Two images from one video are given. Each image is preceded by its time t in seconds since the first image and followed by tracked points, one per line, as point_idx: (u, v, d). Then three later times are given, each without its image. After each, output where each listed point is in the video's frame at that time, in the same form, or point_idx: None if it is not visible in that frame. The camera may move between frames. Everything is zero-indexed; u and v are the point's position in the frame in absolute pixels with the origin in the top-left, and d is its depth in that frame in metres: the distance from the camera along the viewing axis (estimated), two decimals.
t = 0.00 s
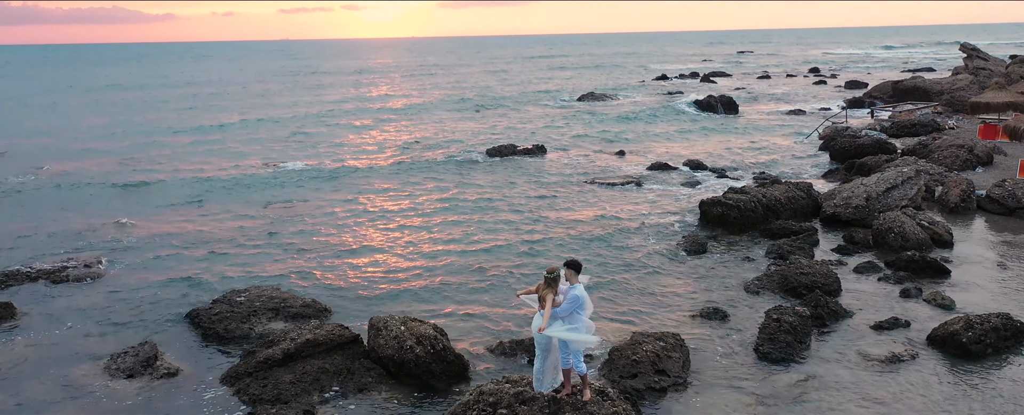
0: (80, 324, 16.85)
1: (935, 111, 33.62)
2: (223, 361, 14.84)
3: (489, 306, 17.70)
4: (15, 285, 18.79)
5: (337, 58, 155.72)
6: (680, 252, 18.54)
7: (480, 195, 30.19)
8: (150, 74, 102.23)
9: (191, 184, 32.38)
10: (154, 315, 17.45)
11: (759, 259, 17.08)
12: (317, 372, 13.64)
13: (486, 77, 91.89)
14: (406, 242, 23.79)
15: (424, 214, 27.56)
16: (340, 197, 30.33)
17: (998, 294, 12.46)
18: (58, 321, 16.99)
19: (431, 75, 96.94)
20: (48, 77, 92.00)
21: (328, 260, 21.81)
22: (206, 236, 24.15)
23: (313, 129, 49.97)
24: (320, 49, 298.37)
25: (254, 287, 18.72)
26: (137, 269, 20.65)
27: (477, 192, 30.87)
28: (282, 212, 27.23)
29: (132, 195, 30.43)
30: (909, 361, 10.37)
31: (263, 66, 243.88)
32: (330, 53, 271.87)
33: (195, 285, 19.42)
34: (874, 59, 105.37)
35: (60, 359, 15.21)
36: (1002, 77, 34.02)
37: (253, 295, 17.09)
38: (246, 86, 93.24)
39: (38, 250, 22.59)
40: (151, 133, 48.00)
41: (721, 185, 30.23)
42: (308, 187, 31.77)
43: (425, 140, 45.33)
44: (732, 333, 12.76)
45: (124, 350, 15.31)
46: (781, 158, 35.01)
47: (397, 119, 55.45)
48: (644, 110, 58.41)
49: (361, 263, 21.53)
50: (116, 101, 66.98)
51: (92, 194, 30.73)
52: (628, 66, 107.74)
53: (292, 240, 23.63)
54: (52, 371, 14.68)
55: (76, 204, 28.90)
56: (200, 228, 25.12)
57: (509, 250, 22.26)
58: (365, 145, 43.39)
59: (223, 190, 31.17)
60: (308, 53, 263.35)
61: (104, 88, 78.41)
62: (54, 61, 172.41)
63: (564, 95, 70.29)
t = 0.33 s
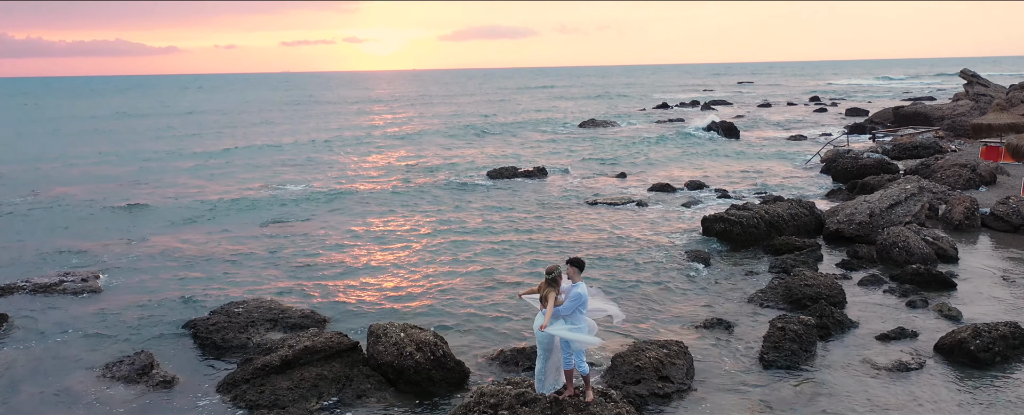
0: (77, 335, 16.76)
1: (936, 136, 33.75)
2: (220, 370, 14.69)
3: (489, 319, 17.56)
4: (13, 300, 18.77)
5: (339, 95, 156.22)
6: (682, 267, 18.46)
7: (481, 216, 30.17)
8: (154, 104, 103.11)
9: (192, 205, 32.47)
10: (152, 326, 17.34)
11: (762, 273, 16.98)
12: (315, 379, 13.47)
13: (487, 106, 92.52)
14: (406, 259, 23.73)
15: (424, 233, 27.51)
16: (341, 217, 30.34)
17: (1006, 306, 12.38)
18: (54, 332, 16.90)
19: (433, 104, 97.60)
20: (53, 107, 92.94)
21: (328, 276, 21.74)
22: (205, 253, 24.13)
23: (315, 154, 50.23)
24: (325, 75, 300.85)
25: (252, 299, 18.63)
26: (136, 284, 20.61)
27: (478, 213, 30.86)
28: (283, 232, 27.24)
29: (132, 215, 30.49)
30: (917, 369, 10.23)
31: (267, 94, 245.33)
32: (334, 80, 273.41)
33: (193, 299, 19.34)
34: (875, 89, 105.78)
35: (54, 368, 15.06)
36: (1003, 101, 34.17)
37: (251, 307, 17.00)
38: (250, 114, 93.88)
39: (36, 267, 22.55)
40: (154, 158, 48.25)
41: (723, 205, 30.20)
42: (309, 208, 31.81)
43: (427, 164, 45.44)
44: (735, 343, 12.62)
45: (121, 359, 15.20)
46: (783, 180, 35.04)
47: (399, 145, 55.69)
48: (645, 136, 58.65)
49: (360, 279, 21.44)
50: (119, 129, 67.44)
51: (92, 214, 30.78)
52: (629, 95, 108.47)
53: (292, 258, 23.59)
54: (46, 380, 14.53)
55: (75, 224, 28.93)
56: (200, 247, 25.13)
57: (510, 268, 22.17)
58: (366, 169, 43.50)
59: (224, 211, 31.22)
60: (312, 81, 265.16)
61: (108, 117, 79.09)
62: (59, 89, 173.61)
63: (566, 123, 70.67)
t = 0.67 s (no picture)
0: (72, 344, 16.64)
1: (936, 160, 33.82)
2: (216, 378, 14.52)
3: (489, 333, 17.43)
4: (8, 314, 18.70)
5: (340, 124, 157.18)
6: (684, 282, 18.34)
7: (480, 236, 30.11)
8: (156, 133, 103.74)
9: (191, 226, 32.45)
10: (148, 336, 17.22)
11: (764, 288, 16.87)
12: (312, 385, 13.28)
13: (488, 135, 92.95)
14: (405, 277, 23.63)
15: (423, 253, 27.44)
16: (340, 238, 30.32)
17: (1011, 318, 12.30)
18: (49, 342, 16.80)
19: (435, 133, 98.06)
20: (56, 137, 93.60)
21: (326, 292, 21.63)
22: (203, 271, 24.07)
23: (315, 179, 50.37)
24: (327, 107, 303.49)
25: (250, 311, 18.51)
26: (133, 299, 20.53)
27: (478, 233, 30.78)
28: (282, 251, 27.18)
29: (131, 235, 30.46)
30: (924, 377, 10.10)
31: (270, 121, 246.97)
32: (336, 107, 275.25)
33: (190, 312, 19.23)
34: (876, 119, 106.44)
35: (49, 377, 14.91)
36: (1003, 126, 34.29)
37: (248, 318, 16.86)
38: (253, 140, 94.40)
39: (35, 284, 22.49)
40: (154, 183, 48.35)
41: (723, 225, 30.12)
42: (308, 229, 31.78)
43: (428, 187, 45.52)
44: (738, 353, 12.49)
45: (116, 367, 15.06)
46: (783, 203, 35.02)
47: (401, 171, 55.88)
48: (645, 162, 58.78)
49: (359, 295, 21.33)
50: (121, 156, 67.68)
51: (91, 235, 30.79)
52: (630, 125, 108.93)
53: (290, 275, 23.51)
54: (40, 387, 14.39)
55: (74, 244, 28.90)
56: (198, 264, 25.08)
57: (509, 285, 22.04)
58: (366, 193, 43.56)
59: (222, 231, 31.22)
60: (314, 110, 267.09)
61: (110, 146, 79.41)
62: (62, 118, 174.71)
63: (566, 150, 70.88)
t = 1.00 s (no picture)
0: (65, 355, 16.53)
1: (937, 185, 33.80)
2: (210, 385, 14.36)
3: (487, 347, 17.28)
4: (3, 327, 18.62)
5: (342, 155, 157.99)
6: (685, 296, 18.21)
7: (479, 257, 30.03)
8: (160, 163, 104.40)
9: (190, 247, 32.46)
10: (143, 348, 17.10)
11: (766, 303, 16.73)
12: (308, 391, 13.10)
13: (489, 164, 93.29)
14: (403, 295, 23.53)
15: (422, 272, 27.34)
16: (338, 258, 30.26)
17: (1015, 331, 12.19)
18: (43, 353, 16.69)
19: (436, 162, 98.43)
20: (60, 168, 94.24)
21: (324, 309, 21.52)
22: (200, 289, 24.03)
23: (315, 204, 50.47)
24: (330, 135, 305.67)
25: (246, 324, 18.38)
26: (129, 314, 20.43)
27: (478, 253, 30.71)
28: (279, 270, 27.14)
29: (130, 256, 30.47)
30: (928, 385, 10.00)
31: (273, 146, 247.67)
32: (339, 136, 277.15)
33: (186, 326, 19.13)
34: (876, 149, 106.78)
35: (42, 383, 14.78)
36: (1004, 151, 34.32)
37: (244, 329, 16.71)
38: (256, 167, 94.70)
39: (32, 300, 22.44)
40: (154, 209, 48.48)
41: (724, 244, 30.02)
42: (306, 250, 31.76)
43: (429, 211, 45.56)
44: (738, 364, 12.35)
45: (110, 376, 14.94)
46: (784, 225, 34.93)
47: (402, 196, 56.00)
48: (646, 188, 58.85)
49: (356, 312, 21.20)
50: (122, 184, 67.96)
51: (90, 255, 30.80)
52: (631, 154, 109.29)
53: (287, 293, 23.43)
54: (32, 394, 14.25)
55: (72, 263, 28.87)
56: (195, 283, 25.03)
57: (508, 302, 21.91)
58: (366, 217, 43.59)
59: (221, 252, 31.24)
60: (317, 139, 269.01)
61: (112, 174, 79.70)
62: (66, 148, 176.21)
63: (567, 177, 71.04)
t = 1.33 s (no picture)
0: (60, 366, 16.40)
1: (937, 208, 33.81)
2: (206, 390, 14.22)
3: (485, 359, 17.16)
4: None
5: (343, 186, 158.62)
6: (685, 310, 18.08)
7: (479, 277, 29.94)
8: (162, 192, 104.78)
9: (189, 268, 32.42)
10: (138, 359, 16.97)
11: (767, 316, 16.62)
12: (304, 395, 12.94)
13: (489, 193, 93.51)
14: (402, 312, 23.42)
15: (421, 291, 27.26)
16: (338, 277, 30.20)
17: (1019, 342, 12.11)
18: (37, 364, 16.57)
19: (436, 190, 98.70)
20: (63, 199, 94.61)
21: (322, 324, 21.40)
22: (197, 306, 23.93)
23: (315, 229, 50.51)
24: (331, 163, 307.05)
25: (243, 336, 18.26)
26: (125, 328, 20.32)
27: (477, 273, 30.63)
28: (278, 288, 27.05)
29: (128, 275, 30.41)
30: (933, 390, 9.90)
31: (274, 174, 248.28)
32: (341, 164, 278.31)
33: (182, 339, 19.01)
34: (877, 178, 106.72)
35: (36, 391, 14.67)
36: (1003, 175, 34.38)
37: (239, 339, 16.56)
38: (258, 194, 94.95)
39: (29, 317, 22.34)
40: (154, 233, 48.53)
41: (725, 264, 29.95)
42: (305, 269, 31.70)
43: (429, 235, 45.56)
44: (740, 373, 12.24)
45: (105, 386, 14.81)
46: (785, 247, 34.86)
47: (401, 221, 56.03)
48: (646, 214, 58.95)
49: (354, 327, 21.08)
50: (123, 211, 68.05)
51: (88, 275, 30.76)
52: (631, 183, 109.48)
53: (285, 309, 23.32)
54: (26, 401, 14.12)
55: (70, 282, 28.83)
56: (192, 300, 24.93)
57: (507, 318, 21.80)
58: (366, 239, 43.56)
59: (219, 272, 31.18)
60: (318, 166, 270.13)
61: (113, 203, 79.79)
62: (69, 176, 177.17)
63: (567, 204, 71.18)
